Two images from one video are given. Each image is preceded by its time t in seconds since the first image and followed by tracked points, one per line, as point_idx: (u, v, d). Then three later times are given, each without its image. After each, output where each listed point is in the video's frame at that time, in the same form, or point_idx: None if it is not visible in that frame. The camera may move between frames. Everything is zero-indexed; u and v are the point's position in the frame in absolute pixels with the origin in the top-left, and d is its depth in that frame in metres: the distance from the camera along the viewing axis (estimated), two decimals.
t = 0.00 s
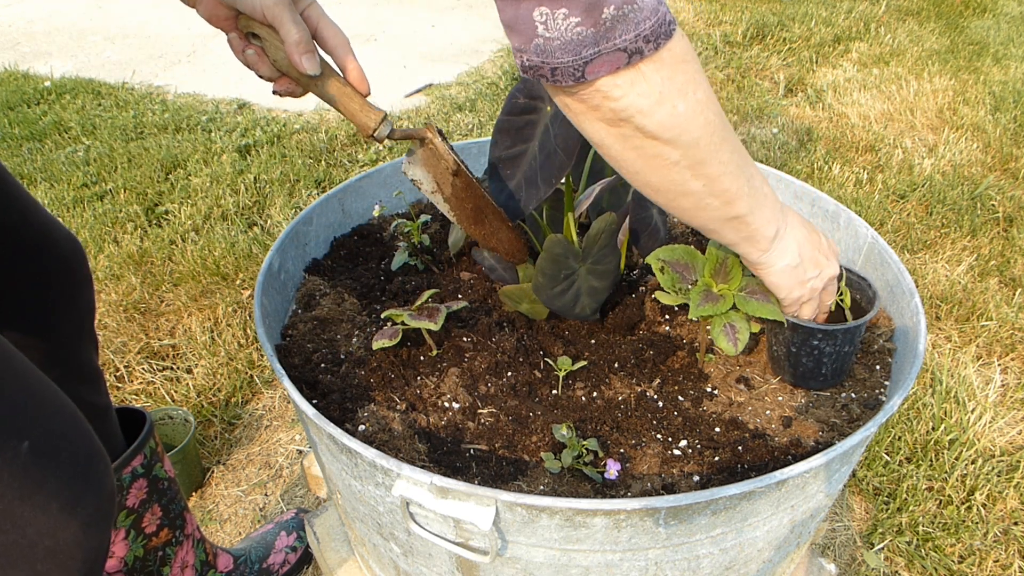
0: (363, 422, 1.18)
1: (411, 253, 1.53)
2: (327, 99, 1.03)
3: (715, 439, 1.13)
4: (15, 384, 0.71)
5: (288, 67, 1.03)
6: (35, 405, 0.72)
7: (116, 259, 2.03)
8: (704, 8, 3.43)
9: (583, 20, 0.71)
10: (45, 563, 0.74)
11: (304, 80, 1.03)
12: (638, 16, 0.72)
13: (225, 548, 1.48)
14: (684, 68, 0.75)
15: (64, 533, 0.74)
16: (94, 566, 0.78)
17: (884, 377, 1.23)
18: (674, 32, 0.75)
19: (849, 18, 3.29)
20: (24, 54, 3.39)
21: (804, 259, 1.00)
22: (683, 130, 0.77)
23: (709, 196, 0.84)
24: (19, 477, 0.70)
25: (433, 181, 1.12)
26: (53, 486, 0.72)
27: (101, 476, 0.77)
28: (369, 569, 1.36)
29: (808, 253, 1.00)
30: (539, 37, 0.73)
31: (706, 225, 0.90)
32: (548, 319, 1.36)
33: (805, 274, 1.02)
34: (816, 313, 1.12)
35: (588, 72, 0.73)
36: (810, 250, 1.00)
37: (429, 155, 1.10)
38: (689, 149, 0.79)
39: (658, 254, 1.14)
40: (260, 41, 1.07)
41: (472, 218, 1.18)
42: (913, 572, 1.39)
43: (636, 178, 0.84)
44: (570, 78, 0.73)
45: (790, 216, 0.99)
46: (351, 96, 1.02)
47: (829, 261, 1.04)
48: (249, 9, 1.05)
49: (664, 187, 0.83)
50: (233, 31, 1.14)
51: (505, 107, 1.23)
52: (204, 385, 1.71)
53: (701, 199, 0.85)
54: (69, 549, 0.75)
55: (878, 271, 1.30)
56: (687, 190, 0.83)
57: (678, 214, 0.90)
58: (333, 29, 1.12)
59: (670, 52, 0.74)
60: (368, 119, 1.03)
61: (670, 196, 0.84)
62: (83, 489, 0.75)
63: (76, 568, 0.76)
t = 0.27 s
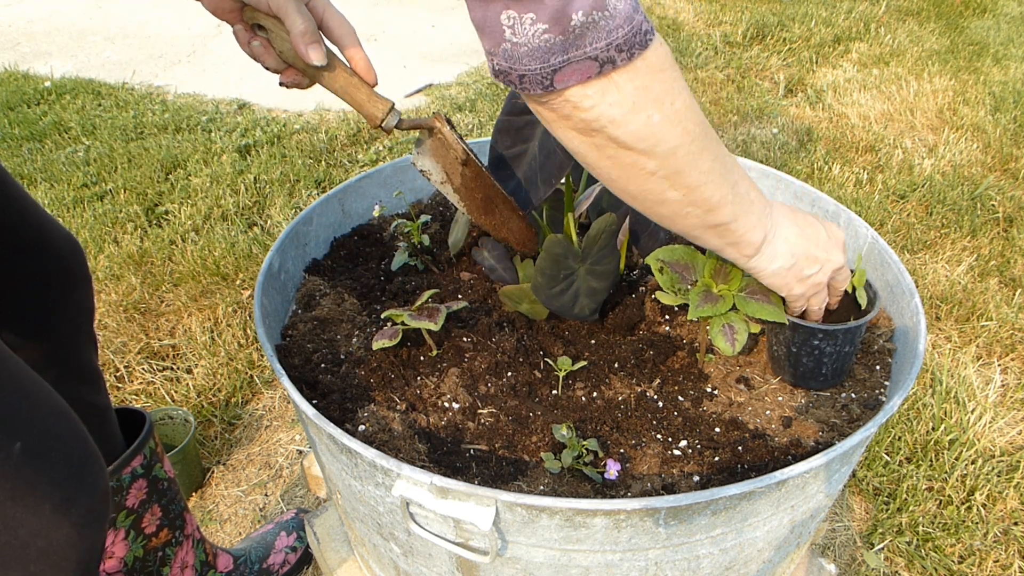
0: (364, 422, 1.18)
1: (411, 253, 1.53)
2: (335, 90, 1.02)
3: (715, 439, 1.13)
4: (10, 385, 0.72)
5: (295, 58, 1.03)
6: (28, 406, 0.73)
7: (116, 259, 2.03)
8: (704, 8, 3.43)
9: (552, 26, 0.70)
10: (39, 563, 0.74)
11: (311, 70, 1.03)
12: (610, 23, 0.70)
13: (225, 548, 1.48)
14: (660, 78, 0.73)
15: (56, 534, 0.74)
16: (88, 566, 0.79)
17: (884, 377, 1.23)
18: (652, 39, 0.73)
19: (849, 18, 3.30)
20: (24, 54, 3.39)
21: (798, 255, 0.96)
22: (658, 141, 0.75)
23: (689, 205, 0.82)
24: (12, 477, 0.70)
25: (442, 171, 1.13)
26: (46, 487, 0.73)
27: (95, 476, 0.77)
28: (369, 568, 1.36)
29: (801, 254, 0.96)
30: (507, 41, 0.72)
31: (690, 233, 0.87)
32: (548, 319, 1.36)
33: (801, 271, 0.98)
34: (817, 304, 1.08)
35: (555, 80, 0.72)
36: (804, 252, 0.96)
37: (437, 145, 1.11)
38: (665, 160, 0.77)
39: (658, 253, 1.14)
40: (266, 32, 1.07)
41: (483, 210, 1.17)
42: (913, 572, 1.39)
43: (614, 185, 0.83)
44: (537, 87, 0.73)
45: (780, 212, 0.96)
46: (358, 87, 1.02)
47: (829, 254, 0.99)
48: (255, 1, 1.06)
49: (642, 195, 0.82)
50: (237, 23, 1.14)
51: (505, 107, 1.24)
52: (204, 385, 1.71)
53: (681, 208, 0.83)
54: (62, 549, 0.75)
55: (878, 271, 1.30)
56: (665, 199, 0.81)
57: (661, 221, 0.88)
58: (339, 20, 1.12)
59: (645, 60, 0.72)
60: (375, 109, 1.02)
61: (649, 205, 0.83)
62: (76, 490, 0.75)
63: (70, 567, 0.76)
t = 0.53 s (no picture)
0: (364, 422, 1.18)
1: (411, 253, 1.53)
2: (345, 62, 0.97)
3: (715, 439, 1.14)
4: (7, 387, 0.72)
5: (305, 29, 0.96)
6: (24, 408, 0.73)
7: (117, 259, 2.03)
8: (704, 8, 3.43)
9: (512, 36, 0.67)
10: (36, 561, 0.75)
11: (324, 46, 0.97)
12: (574, 37, 0.67)
13: (225, 548, 1.48)
14: (632, 91, 0.69)
15: (51, 535, 0.74)
16: (83, 565, 0.79)
17: (884, 377, 1.23)
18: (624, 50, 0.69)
19: (849, 18, 3.30)
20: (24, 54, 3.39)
21: (800, 232, 0.88)
22: (634, 152, 0.71)
23: (675, 208, 0.78)
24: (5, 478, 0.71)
25: (462, 142, 1.07)
26: (41, 488, 0.73)
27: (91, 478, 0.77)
28: (370, 568, 1.36)
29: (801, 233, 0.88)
30: (466, 51, 0.69)
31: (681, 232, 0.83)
32: (548, 319, 1.36)
33: (804, 251, 0.90)
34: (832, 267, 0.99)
35: (517, 95, 0.69)
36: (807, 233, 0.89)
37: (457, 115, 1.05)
38: (644, 170, 0.73)
39: (662, 254, 1.13)
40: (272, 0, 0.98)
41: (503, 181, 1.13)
42: (913, 572, 1.39)
43: (595, 195, 0.80)
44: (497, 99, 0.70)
45: (777, 186, 0.87)
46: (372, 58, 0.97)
47: (834, 225, 0.91)
48: None
49: (625, 204, 0.78)
50: None
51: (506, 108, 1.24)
52: (204, 385, 1.71)
53: (668, 212, 0.79)
54: (59, 549, 0.75)
55: (877, 271, 1.31)
56: (647, 207, 0.78)
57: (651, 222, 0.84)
58: None
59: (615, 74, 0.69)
60: (387, 80, 0.98)
61: (632, 212, 0.80)
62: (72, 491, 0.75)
63: (67, 565, 0.77)
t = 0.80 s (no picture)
0: (364, 422, 1.18)
1: (411, 253, 1.53)
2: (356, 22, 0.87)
3: (715, 439, 1.13)
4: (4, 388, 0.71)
5: None
6: (19, 408, 0.73)
7: (117, 259, 2.03)
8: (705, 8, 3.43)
9: (432, 50, 0.66)
10: (33, 562, 0.75)
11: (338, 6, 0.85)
12: (498, 55, 0.66)
13: (225, 548, 1.48)
14: (571, 98, 0.69)
15: (49, 536, 0.74)
16: (82, 566, 0.79)
17: (884, 377, 1.23)
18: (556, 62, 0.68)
19: (849, 18, 3.30)
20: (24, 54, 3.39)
21: (798, 167, 0.83)
22: (583, 148, 0.73)
23: (651, 174, 0.79)
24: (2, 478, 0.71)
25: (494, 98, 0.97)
26: (38, 488, 0.73)
27: (89, 478, 0.77)
28: (369, 568, 1.36)
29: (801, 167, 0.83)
30: (387, 61, 0.68)
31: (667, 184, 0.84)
32: (548, 319, 1.36)
33: (806, 184, 0.86)
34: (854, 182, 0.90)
35: (441, 110, 0.70)
36: (809, 163, 0.83)
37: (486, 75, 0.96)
38: (601, 157, 0.75)
39: (662, 254, 1.13)
40: None
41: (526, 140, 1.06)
42: (913, 572, 1.39)
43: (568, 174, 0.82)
44: (421, 111, 0.71)
45: (772, 119, 0.81)
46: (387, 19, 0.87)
47: (841, 157, 0.83)
48: None
49: (598, 179, 0.81)
50: None
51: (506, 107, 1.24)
52: (204, 385, 1.71)
53: (645, 178, 0.80)
54: (56, 550, 0.75)
55: (877, 271, 1.30)
56: (618, 180, 0.80)
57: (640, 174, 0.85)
58: None
59: (546, 90, 0.68)
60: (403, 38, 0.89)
61: (607, 182, 0.82)
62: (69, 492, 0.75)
63: (65, 567, 0.77)
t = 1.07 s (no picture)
0: (364, 422, 1.18)
1: (411, 253, 1.53)
2: None
3: (715, 439, 1.13)
4: (5, 390, 0.71)
5: None
6: (19, 405, 0.73)
7: (116, 259, 2.03)
8: (705, 8, 3.43)
9: (406, 54, 0.68)
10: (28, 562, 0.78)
11: None
12: (470, 57, 0.68)
13: (224, 548, 1.48)
14: (543, 95, 0.71)
15: (44, 535, 0.77)
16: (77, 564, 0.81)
17: (884, 377, 1.23)
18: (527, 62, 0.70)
19: (849, 18, 3.29)
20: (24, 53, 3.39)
21: (766, 133, 0.89)
22: (558, 137, 0.76)
23: (625, 153, 0.82)
24: None
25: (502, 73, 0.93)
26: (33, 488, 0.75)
27: (84, 478, 0.79)
28: (369, 568, 1.36)
29: (769, 133, 0.89)
30: (360, 61, 0.70)
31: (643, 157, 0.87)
32: (549, 318, 1.36)
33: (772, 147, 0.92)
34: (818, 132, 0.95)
35: (413, 111, 0.72)
36: (774, 128, 0.88)
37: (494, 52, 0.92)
38: (577, 144, 0.78)
39: (663, 254, 1.13)
40: None
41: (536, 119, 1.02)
42: (913, 572, 1.39)
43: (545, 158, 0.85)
44: (394, 112, 0.73)
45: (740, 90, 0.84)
46: None
47: (802, 124, 0.89)
48: None
49: (575, 161, 0.84)
50: None
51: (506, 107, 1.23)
52: (204, 385, 1.71)
53: (620, 156, 0.83)
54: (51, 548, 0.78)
55: (877, 271, 1.30)
56: (591, 160, 0.84)
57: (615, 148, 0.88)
58: None
59: (518, 90, 0.70)
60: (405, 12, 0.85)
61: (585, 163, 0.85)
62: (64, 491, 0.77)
63: (59, 565, 0.79)
